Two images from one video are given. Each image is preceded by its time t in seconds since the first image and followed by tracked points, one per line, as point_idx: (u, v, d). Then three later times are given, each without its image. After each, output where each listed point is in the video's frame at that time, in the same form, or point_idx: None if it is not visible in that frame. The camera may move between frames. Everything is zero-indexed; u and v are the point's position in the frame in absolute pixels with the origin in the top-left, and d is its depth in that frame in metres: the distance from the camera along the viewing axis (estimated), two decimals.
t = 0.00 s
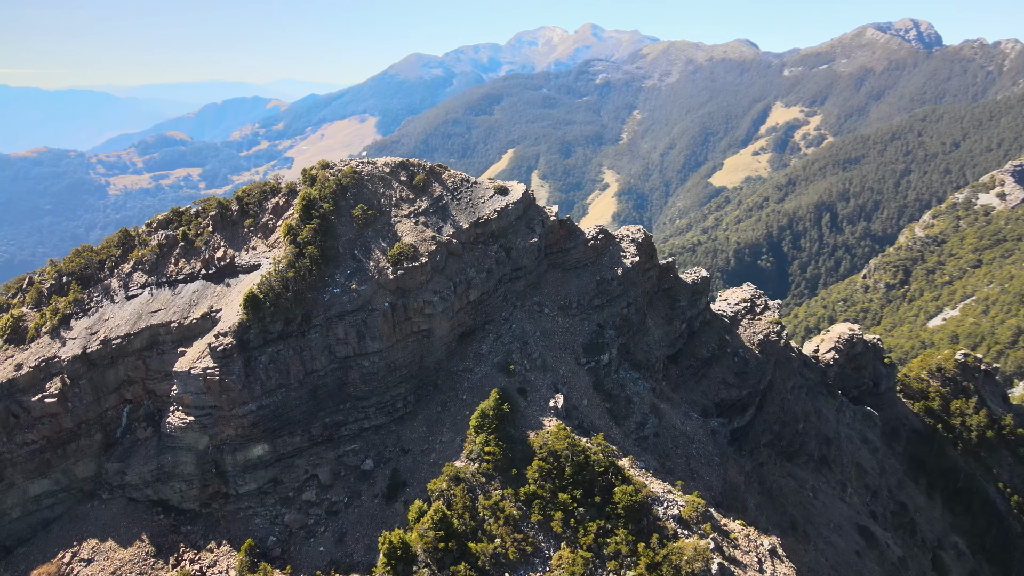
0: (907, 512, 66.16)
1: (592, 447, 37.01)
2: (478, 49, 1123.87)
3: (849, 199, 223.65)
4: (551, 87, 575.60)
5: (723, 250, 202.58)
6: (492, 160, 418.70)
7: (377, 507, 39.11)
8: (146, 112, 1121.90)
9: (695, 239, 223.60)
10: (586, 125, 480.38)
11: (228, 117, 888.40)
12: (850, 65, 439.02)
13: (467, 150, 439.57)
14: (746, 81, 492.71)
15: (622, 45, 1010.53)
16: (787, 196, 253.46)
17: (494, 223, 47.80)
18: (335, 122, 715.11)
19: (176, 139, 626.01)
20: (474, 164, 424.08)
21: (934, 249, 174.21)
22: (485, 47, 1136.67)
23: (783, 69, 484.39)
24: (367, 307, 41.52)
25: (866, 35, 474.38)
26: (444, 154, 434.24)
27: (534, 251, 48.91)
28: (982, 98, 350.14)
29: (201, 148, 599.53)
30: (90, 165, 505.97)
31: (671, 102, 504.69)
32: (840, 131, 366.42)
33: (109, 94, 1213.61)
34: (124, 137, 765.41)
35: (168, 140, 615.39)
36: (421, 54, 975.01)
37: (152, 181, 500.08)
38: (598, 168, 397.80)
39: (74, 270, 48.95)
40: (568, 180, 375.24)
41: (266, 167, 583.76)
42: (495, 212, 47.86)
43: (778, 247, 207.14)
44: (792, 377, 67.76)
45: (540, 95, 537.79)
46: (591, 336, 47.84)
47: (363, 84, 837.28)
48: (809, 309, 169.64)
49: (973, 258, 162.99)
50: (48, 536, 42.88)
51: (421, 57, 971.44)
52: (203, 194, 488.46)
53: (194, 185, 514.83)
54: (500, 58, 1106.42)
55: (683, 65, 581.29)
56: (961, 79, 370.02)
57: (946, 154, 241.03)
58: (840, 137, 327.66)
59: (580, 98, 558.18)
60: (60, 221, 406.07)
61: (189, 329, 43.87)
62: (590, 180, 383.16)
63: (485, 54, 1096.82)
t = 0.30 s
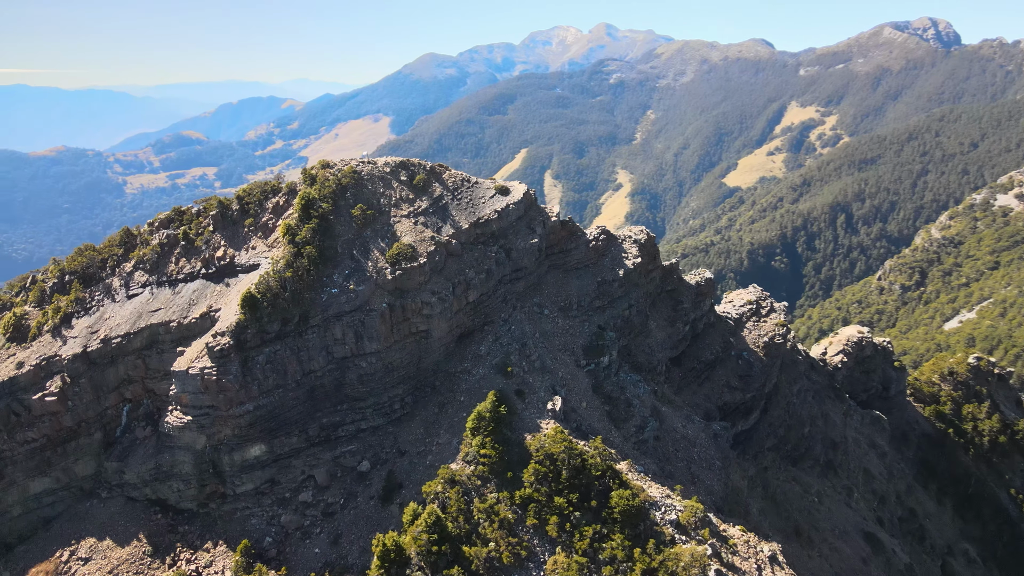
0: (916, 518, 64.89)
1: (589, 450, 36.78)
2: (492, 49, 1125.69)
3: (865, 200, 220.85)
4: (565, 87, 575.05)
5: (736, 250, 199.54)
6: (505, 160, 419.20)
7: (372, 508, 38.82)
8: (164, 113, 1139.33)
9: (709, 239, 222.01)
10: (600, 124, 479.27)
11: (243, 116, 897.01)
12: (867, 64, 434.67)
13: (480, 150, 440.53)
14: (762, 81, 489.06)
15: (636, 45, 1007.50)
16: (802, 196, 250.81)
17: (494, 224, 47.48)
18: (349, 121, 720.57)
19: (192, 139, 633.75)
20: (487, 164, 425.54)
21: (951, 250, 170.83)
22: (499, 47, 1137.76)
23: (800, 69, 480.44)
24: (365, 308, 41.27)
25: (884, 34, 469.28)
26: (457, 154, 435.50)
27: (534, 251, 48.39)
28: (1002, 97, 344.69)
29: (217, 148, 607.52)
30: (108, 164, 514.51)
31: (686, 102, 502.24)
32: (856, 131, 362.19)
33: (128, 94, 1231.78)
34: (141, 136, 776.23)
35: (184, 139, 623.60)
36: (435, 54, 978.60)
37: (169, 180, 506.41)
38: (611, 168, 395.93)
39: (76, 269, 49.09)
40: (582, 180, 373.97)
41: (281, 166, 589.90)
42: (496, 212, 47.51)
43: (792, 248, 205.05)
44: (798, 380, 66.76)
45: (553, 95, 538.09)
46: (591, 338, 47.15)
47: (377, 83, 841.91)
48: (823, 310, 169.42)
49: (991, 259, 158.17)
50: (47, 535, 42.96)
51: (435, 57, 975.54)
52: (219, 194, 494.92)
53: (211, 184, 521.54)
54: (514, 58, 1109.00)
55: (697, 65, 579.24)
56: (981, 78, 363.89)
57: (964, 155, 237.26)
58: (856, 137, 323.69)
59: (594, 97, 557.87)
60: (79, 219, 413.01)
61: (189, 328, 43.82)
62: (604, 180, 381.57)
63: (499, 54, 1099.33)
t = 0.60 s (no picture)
0: (925, 524, 63.68)
1: (587, 454, 36.48)
2: (506, 48, 1127.52)
3: (881, 201, 218.71)
4: (578, 87, 574.52)
5: (750, 252, 197.97)
6: (518, 159, 419.55)
7: (368, 510, 38.53)
8: (181, 113, 1154.69)
9: (722, 240, 220.20)
10: (613, 124, 478.17)
11: (259, 116, 905.72)
12: (884, 64, 429.61)
13: (493, 150, 441.45)
14: (777, 80, 485.10)
15: (650, 44, 1003.34)
16: (817, 197, 248.11)
17: (495, 224, 46.99)
18: (363, 121, 725.10)
19: (208, 138, 641.36)
20: (500, 163, 426.64)
21: (968, 252, 167.93)
22: (513, 46, 1139.65)
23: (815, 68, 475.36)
24: (363, 308, 40.97)
25: (902, 33, 463.50)
26: (470, 153, 436.83)
27: (535, 252, 47.94)
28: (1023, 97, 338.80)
29: (233, 147, 614.62)
30: (125, 163, 522.89)
31: (700, 101, 499.42)
32: (873, 131, 357.66)
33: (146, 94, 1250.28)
34: (159, 135, 786.70)
35: (200, 139, 631.70)
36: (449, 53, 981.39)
37: (184, 179, 512.59)
38: (625, 168, 394.03)
39: (78, 268, 49.25)
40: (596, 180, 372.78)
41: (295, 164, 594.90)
42: (496, 213, 47.02)
43: (806, 249, 202.67)
44: (804, 383, 65.79)
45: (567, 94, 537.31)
46: (591, 340, 46.59)
47: (391, 83, 846.19)
48: (838, 311, 167.29)
49: (1009, 261, 154.88)
50: (46, 533, 43.07)
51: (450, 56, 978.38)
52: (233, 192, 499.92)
53: (225, 182, 526.70)
54: (528, 57, 1109.83)
55: (712, 64, 576.29)
56: (1001, 78, 358.02)
57: (983, 155, 233.48)
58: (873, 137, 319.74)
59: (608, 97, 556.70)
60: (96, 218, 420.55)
61: (188, 328, 43.72)
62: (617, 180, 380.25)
63: (513, 53, 1101.10)
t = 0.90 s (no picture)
0: (933, 531, 62.49)
1: (583, 458, 36.17)
2: (518, 48, 1128.75)
3: (896, 202, 216.57)
4: (591, 87, 574.30)
5: (762, 252, 195.88)
6: (530, 159, 420.06)
7: (362, 513, 38.20)
8: (197, 113, 1167.59)
9: (734, 241, 217.90)
10: (626, 124, 477.05)
11: (273, 114, 912.07)
12: (900, 64, 424.88)
13: (505, 150, 442.45)
14: (791, 79, 481.38)
15: (663, 43, 999.37)
16: (830, 197, 245.50)
17: (493, 225, 46.46)
18: (376, 120, 728.64)
19: (222, 137, 648.41)
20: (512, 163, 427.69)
21: (984, 253, 165.03)
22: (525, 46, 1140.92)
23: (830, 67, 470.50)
24: (359, 309, 40.67)
25: (919, 32, 457.90)
26: (482, 153, 438.23)
27: (534, 253, 47.42)
28: None
29: (246, 146, 619.98)
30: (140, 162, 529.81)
31: (713, 101, 496.96)
32: (888, 131, 353.61)
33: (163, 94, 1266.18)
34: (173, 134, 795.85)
35: (214, 138, 638.85)
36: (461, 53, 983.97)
37: (198, 177, 517.44)
38: (637, 168, 392.16)
39: (78, 267, 49.25)
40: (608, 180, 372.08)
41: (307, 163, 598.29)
42: (495, 213, 46.49)
43: (819, 250, 200.64)
44: (809, 387, 64.79)
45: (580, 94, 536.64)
46: (590, 343, 45.96)
47: (404, 83, 850.08)
48: (850, 313, 168.24)
49: None
50: (44, 532, 43.04)
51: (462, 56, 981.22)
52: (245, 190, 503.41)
53: (239, 181, 529.49)
54: (541, 57, 1111.02)
55: (726, 63, 574.02)
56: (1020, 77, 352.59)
57: (1000, 155, 229.72)
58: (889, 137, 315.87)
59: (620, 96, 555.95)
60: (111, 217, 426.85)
61: (185, 328, 43.59)
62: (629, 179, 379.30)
63: (526, 53, 1102.56)
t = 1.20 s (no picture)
0: (938, 538, 61.44)
1: (578, 462, 35.81)
2: (528, 48, 1129.36)
3: (907, 202, 214.70)
4: (601, 87, 574.57)
5: (772, 253, 194.01)
6: (540, 158, 420.71)
7: (354, 517, 37.86)
8: (209, 112, 1177.40)
9: (744, 241, 215.65)
10: (635, 124, 476.39)
11: (284, 113, 916.86)
12: (913, 63, 421.19)
13: (515, 150, 443.60)
14: (802, 79, 478.40)
15: (675, 43, 996.79)
16: (841, 198, 243.42)
17: (490, 226, 46.01)
18: (386, 119, 731.39)
19: (234, 137, 652.79)
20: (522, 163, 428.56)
21: (997, 255, 162.58)
22: (536, 46, 1142.77)
23: (841, 67, 466.75)
24: (353, 311, 40.26)
25: (932, 31, 453.35)
26: (492, 152, 439.60)
27: (531, 255, 46.95)
28: None
29: (257, 145, 623.48)
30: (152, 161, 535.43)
31: (724, 100, 495.01)
32: (901, 131, 350.27)
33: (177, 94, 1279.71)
34: (185, 134, 803.25)
35: (226, 137, 644.81)
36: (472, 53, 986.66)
37: (210, 176, 522.42)
38: (647, 168, 390.44)
39: (75, 267, 49.11)
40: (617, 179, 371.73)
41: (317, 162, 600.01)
42: (491, 214, 46.03)
43: (830, 251, 198.89)
44: (812, 391, 63.88)
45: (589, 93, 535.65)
46: (587, 345, 45.34)
47: (414, 83, 853.34)
48: (860, 314, 166.98)
49: None
50: (38, 533, 42.86)
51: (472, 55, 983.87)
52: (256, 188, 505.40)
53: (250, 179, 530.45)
54: (551, 57, 1112.50)
55: (737, 63, 572.49)
56: None
57: (1015, 155, 226.39)
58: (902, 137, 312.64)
59: (631, 96, 555.57)
60: (124, 216, 432.65)
61: (180, 329, 43.40)
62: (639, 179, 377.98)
63: (536, 52, 1104.44)
